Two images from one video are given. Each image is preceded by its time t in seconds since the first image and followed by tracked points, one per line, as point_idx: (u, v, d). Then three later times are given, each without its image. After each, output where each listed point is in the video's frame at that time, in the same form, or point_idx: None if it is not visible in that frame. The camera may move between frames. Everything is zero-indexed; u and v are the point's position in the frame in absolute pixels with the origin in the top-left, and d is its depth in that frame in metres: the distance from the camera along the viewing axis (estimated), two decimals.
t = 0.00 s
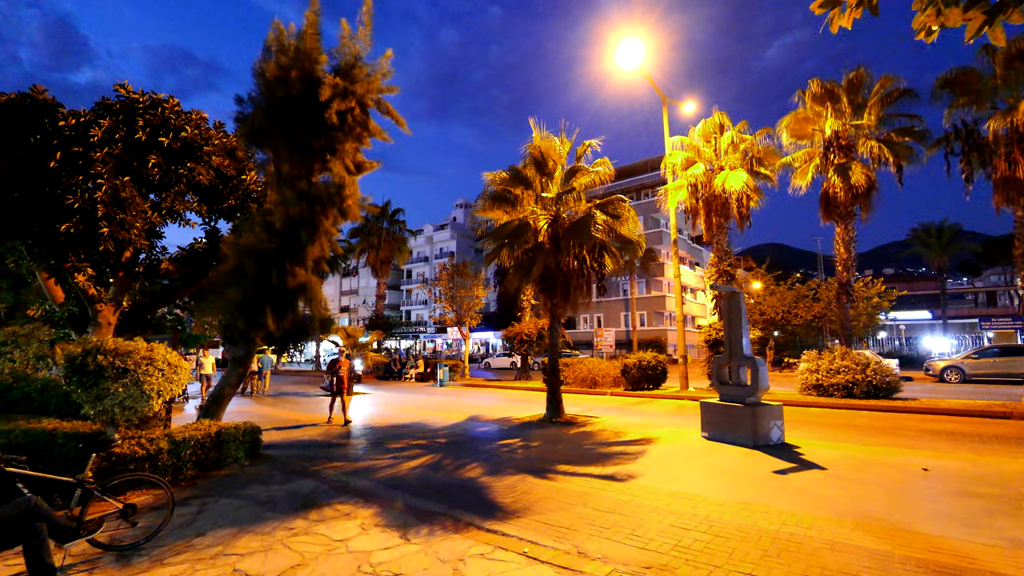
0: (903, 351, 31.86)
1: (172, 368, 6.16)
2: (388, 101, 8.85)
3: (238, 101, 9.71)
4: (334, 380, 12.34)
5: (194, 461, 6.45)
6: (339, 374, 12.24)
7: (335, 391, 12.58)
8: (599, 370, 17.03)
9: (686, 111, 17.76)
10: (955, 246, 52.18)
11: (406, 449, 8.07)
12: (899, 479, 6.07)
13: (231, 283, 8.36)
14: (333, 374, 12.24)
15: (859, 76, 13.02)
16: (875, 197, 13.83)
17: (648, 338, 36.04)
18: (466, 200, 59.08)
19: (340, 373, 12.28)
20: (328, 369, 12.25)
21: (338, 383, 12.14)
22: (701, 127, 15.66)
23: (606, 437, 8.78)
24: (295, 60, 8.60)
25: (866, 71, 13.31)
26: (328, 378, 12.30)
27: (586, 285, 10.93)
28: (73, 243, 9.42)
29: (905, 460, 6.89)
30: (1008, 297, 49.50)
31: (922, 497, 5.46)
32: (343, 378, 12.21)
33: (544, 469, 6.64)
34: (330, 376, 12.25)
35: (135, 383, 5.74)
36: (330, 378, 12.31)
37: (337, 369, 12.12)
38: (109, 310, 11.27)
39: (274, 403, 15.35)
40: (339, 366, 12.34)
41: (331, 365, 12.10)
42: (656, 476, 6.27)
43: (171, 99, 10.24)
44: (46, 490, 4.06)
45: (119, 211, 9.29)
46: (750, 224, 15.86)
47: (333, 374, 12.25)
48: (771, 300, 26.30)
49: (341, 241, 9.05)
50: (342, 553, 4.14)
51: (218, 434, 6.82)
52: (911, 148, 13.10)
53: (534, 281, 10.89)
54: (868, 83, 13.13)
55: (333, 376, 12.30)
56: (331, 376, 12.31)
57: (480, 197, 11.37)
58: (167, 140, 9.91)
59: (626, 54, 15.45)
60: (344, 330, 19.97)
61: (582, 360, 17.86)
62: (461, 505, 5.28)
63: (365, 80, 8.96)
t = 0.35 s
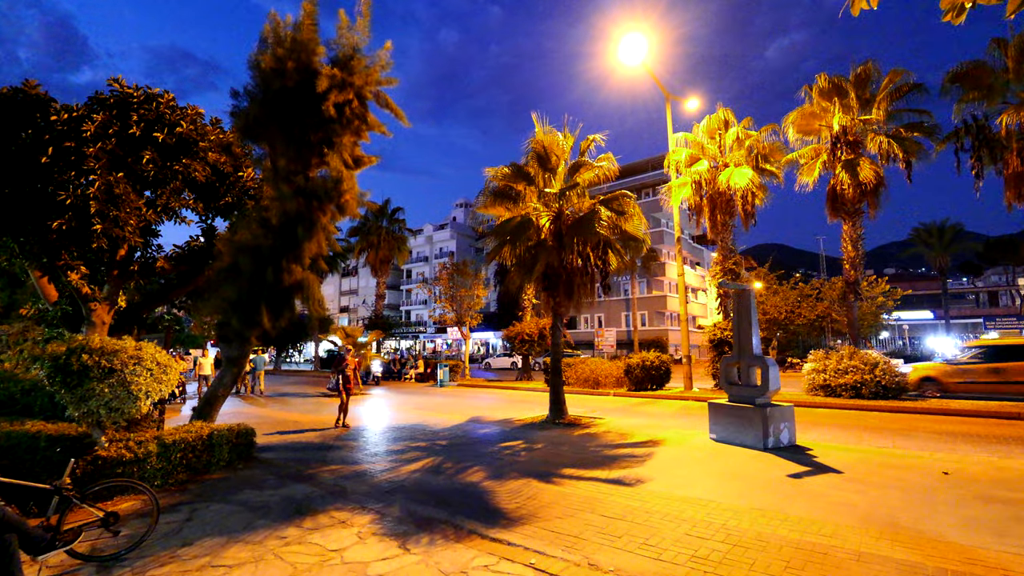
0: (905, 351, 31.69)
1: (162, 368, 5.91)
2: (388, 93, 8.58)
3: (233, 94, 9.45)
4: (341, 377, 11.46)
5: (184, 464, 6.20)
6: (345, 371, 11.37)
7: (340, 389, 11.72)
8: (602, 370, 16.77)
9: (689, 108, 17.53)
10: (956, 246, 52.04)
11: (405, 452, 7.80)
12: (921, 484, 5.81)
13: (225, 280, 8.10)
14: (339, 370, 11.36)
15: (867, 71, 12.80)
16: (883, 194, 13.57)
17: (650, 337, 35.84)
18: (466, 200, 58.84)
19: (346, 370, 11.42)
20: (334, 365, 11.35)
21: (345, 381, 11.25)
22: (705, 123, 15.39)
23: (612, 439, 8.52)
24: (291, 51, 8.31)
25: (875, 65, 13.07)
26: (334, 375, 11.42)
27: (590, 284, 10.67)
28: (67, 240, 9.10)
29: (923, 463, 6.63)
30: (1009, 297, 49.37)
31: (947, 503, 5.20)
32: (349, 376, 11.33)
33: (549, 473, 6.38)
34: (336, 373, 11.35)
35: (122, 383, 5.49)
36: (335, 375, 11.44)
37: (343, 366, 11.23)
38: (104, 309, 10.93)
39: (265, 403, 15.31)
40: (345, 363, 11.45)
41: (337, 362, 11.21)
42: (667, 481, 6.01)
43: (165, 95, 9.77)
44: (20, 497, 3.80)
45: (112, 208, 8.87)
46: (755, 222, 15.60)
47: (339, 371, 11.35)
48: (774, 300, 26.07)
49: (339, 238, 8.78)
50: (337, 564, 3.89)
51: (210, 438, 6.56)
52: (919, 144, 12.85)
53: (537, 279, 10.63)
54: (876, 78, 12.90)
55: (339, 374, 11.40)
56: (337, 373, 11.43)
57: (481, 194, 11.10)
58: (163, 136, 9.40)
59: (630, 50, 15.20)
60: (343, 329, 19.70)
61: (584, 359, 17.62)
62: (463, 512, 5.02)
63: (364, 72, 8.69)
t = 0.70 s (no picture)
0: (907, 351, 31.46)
1: (145, 370, 5.62)
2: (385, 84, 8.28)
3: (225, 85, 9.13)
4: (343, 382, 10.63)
5: (170, 470, 5.90)
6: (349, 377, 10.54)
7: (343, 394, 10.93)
8: (604, 370, 16.47)
9: (693, 104, 17.24)
10: (958, 245, 51.86)
11: (402, 455, 7.51)
12: (945, 490, 5.52)
13: (216, 278, 7.78)
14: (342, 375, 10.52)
15: (875, 64, 12.52)
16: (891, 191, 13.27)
17: (651, 337, 35.56)
18: (465, 199, 58.54)
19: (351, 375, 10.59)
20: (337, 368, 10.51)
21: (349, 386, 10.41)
22: (709, 119, 15.10)
23: (617, 442, 8.22)
24: (284, 40, 8.00)
25: (883, 59, 12.80)
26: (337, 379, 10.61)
27: (593, 282, 10.37)
28: (56, 237, 8.55)
29: (944, 468, 6.34)
30: (1011, 296, 49.22)
31: (976, 511, 4.91)
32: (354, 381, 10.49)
33: (553, 479, 6.08)
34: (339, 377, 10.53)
35: (102, 386, 5.18)
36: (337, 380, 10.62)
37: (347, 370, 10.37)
38: (94, 308, 10.59)
39: (257, 404, 15.19)
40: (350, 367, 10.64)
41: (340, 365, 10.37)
42: (678, 487, 5.71)
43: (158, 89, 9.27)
44: None
45: (103, 204, 8.37)
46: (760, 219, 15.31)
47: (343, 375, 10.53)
48: (777, 299, 25.80)
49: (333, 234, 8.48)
50: None
51: (198, 442, 6.26)
52: (929, 139, 12.55)
53: (538, 277, 10.32)
54: (885, 71, 12.62)
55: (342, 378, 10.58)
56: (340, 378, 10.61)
57: (481, 189, 10.78)
58: (155, 131, 8.87)
59: (632, 44, 14.91)
60: (340, 329, 19.40)
61: (586, 359, 17.32)
62: (464, 522, 4.73)
63: (360, 62, 8.38)
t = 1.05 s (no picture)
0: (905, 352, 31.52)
1: (127, 371, 5.38)
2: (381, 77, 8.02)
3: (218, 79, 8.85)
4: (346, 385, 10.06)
5: (155, 476, 5.64)
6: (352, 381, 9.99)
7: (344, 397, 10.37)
8: (604, 370, 16.25)
9: (694, 101, 17.02)
10: (957, 245, 51.83)
11: (400, 459, 7.27)
12: (962, 496, 5.31)
13: (206, 276, 7.51)
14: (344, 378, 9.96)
15: (880, 60, 12.31)
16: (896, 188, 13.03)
17: (650, 337, 35.38)
18: (464, 199, 58.24)
19: (354, 379, 10.04)
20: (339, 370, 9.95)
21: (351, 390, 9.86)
22: (711, 116, 14.89)
23: (621, 446, 7.98)
24: (277, 30, 7.73)
25: (888, 54, 12.59)
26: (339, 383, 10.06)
27: (594, 281, 10.13)
28: (43, 234, 8.10)
29: (960, 472, 6.12)
30: (1009, 296, 49.21)
31: (999, 519, 4.69)
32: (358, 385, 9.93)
33: (556, 485, 5.84)
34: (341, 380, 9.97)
35: (82, 389, 4.91)
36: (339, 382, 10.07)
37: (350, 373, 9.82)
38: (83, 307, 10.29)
39: (249, 404, 15.13)
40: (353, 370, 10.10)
41: (343, 366, 9.83)
42: (687, 493, 5.47)
43: (149, 85, 8.88)
44: None
45: (92, 202, 7.93)
46: (762, 218, 15.11)
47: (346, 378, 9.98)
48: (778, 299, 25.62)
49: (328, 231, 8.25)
50: None
51: (185, 447, 6.00)
52: (935, 136, 12.33)
53: (539, 276, 10.08)
54: (889, 67, 12.42)
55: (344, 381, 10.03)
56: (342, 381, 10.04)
57: (480, 186, 10.52)
58: (146, 126, 8.44)
59: (633, 39, 14.68)
60: (337, 329, 19.16)
61: (586, 359, 17.09)
62: (464, 532, 4.48)
63: (356, 55, 8.13)
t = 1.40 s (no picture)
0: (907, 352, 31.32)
1: (107, 372, 5.08)
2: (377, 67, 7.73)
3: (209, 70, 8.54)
4: (354, 386, 9.57)
5: (139, 484, 5.35)
6: (360, 381, 9.51)
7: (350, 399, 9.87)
8: (605, 371, 15.98)
9: (696, 97, 16.78)
10: (955, 245, 51.80)
11: (398, 464, 6.98)
12: (989, 502, 5.05)
13: (195, 273, 7.20)
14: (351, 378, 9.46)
15: (887, 53, 12.04)
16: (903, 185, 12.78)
17: (650, 337, 35.12)
18: (461, 199, 57.95)
19: (361, 380, 9.56)
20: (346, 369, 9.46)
21: (359, 391, 9.37)
22: (714, 111, 14.64)
23: (627, 449, 7.71)
24: (269, 18, 7.43)
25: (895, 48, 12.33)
26: (345, 383, 9.58)
27: (597, 279, 9.84)
28: (28, 232, 7.42)
29: (983, 477, 5.85)
30: (1008, 296, 49.18)
31: None
32: (366, 385, 9.46)
33: (561, 492, 5.56)
34: (347, 381, 9.47)
35: (58, 392, 4.59)
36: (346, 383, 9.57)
37: (358, 374, 9.34)
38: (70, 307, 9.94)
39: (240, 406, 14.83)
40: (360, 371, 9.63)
41: (350, 367, 9.36)
42: (699, 501, 5.20)
43: (140, 76, 8.35)
44: None
45: (80, 197, 7.32)
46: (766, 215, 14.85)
47: (352, 379, 9.49)
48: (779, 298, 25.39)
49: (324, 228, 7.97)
50: None
51: (171, 452, 5.72)
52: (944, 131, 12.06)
53: (540, 274, 9.79)
54: (897, 61, 12.16)
55: (351, 382, 9.54)
56: (348, 382, 9.54)
57: (479, 181, 10.22)
58: (137, 120, 7.92)
59: (635, 34, 14.43)
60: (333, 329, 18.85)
61: (586, 360, 16.82)
62: (465, 545, 4.19)
63: (351, 44, 7.84)
